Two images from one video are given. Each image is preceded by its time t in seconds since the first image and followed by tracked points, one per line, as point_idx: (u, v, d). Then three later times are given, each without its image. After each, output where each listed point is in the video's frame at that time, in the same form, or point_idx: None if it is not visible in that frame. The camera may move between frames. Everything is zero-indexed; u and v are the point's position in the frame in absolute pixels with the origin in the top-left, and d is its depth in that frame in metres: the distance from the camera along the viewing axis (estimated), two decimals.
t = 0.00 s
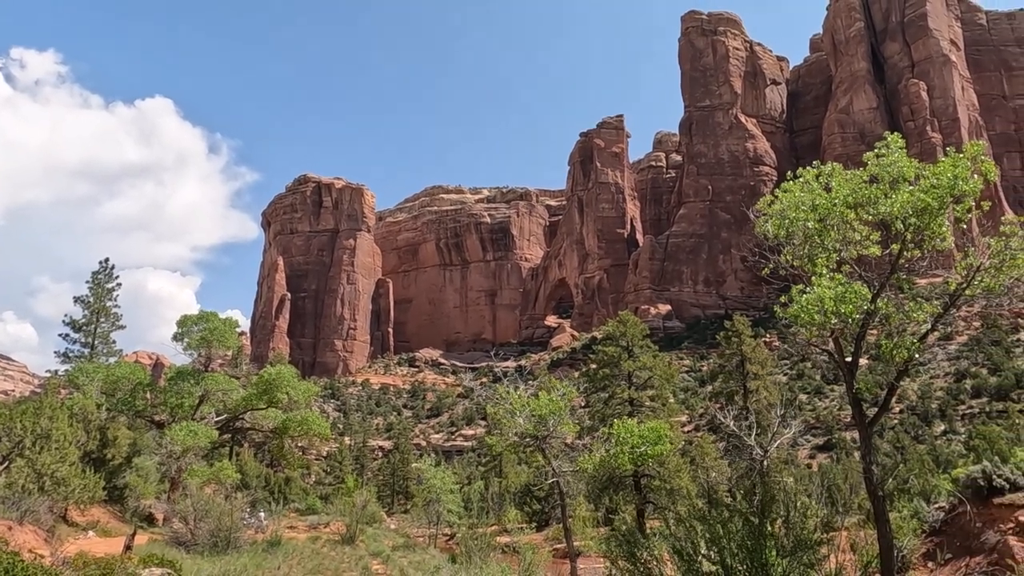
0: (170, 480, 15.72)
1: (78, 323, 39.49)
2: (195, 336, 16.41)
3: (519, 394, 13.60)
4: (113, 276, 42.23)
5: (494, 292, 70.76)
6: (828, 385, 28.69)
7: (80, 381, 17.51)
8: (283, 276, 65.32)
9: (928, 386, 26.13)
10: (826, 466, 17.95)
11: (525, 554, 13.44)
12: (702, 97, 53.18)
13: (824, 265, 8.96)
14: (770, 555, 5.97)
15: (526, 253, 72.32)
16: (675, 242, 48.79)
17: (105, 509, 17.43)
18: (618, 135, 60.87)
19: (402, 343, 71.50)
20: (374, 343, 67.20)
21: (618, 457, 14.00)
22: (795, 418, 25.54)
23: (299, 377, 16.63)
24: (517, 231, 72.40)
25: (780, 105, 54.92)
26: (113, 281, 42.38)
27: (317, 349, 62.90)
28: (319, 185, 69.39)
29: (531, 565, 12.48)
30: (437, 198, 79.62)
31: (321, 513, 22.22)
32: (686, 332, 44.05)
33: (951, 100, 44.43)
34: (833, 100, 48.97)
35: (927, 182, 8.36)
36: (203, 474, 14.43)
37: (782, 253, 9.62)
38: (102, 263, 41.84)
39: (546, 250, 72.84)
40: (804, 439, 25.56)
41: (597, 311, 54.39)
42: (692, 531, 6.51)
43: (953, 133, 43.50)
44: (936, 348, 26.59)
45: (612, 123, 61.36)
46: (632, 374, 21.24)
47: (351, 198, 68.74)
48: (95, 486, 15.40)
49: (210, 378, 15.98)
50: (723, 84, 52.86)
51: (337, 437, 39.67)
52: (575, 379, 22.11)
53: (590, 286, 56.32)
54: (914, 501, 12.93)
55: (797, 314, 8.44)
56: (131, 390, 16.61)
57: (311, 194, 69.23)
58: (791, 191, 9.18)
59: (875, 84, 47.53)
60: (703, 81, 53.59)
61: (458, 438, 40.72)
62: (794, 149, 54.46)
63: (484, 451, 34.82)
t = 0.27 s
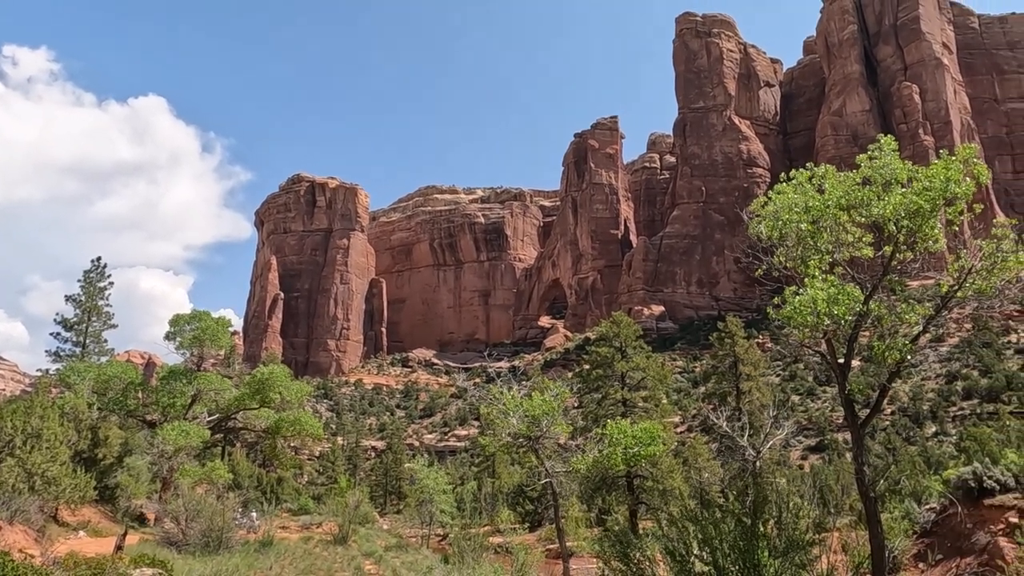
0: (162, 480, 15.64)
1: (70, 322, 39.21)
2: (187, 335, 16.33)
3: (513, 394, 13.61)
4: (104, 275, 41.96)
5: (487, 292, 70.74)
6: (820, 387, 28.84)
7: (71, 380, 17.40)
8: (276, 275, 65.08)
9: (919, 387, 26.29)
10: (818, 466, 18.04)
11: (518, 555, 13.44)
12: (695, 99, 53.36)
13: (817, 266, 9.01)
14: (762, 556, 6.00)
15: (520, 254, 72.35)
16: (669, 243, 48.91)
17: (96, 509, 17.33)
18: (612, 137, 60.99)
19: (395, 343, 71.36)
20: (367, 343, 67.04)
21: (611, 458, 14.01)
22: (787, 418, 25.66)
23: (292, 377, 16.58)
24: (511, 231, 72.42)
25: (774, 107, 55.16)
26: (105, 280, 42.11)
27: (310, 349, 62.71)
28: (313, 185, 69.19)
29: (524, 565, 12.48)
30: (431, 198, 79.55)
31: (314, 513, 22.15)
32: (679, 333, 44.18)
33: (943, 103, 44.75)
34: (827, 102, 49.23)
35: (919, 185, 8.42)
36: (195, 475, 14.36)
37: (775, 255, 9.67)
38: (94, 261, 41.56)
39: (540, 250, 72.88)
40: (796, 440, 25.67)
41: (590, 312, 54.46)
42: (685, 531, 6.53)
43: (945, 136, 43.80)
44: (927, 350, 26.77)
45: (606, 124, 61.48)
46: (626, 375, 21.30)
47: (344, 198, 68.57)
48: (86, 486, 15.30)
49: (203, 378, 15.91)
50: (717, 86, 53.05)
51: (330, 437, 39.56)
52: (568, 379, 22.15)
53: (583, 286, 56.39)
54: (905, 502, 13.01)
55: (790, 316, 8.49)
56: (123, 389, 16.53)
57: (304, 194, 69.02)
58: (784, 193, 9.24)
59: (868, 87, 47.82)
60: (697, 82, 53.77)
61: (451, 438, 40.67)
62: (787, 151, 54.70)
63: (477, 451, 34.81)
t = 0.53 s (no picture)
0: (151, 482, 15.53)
1: (59, 323, 38.88)
2: (178, 335, 16.24)
3: (504, 395, 13.60)
4: (94, 275, 41.65)
5: (479, 293, 70.71)
6: (811, 388, 29.01)
7: (60, 380, 17.28)
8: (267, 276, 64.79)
9: (909, 389, 26.48)
10: (809, 468, 18.13)
11: (510, 556, 13.45)
12: (688, 101, 53.58)
13: (807, 269, 9.07)
14: (752, 557, 6.03)
15: (513, 255, 72.39)
16: (661, 245, 49.07)
17: (85, 510, 17.22)
18: (605, 138, 61.13)
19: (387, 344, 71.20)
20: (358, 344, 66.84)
21: (603, 459, 14.03)
22: (778, 420, 25.77)
23: (283, 378, 16.52)
24: (503, 232, 72.43)
25: (766, 109, 55.46)
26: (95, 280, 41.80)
27: (301, 349, 62.49)
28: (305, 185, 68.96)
29: (514, 567, 12.44)
30: (424, 199, 79.45)
31: (305, 514, 22.04)
32: (671, 335, 44.34)
33: (934, 106, 45.13)
34: (818, 105, 49.54)
35: (909, 188, 8.49)
36: (185, 476, 14.27)
37: (766, 257, 9.72)
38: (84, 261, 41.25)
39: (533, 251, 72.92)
40: (787, 441, 25.78)
41: (582, 313, 54.55)
42: (676, 533, 6.56)
43: (935, 140, 44.17)
44: (917, 352, 26.97)
45: (599, 126, 61.62)
46: (618, 376, 21.35)
47: (337, 198, 68.36)
48: (75, 487, 15.19)
49: (193, 379, 15.83)
50: (709, 88, 53.29)
51: (321, 437, 39.41)
52: (560, 381, 22.15)
53: (576, 288, 56.48)
54: (895, 503, 13.08)
55: (781, 318, 8.54)
56: (112, 390, 16.42)
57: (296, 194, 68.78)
58: (776, 196, 9.29)
59: (859, 90, 48.18)
60: (689, 85, 53.98)
61: (443, 439, 40.61)
62: (779, 154, 55.00)
63: (469, 453, 34.78)
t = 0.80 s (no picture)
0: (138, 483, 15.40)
1: (46, 323, 38.48)
2: (166, 336, 16.12)
3: (495, 397, 13.61)
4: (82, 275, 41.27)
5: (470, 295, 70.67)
6: (800, 391, 29.24)
7: (46, 381, 17.12)
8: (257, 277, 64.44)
9: (897, 392, 26.72)
10: (798, 470, 18.24)
11: (500, 558, 13.46)
12: (679, 104, 53.83)
13: (796, 272, 9.14)
14: (741, 559, 6.06)
15: (503, 257, 72.41)
16: (652, 247, 49.24)
17: (71, 512, 17.06)
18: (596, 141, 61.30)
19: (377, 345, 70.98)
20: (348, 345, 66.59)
21: (593, 461, 14.06)
22: (767, 422, 25.93)
23: (272, 379, 16.45)
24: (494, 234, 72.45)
25: (756, 113, 55.84)
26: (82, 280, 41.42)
27: (291, 351, 62.19)
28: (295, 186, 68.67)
29: (504, 569, 12.42)
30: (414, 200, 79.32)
31: (293, 516, 21.94)
32: (661, 337, 44.51)
33: (922, 111, 45.60)
34: (808, 109, 49.92)
35: (897, 192, 8.58)
36: (173, 478, 14.16)
37: (756, 260, 9.80)
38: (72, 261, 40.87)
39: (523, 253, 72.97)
40: (776, 444, 25.94)
41: (573, 315, 54.64)
42: (664, 534, 6.58)
43: (923, 144, 44.64)
44: (905, 355, 27.23)
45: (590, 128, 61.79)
46: (607, 378, 21.41)
47: (327, 199, 68.11)
48: (61, 489, 15.04)
49: (182, 380, 15.73)
50: (700, 91, 53.58)
51: (311, 439, 39.20)
52: (551, 383, 22.19)
53: (566, 290, 56.58)
54: (883, 505, 13.19)
55: (770, 321, 8.61)
56: (100, 391, 16.28)
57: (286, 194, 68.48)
58: (765, 199, 9.37)
59: (848, 94, 48.61)
60: (680, 87, 54.24)
61: (432, 441, 40.52)
62: (769, 157, 55.38)
63: (459, 455, 34.74)
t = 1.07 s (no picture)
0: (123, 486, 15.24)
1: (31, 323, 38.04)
2: (152, 337, 15.99)
3: (483, 399, 13.61)
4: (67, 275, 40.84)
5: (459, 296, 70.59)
6: (787, 394, 29.49)
7: (30, 383, 16.91)
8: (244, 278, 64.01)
9: (883, 395, 27.02)
10: (785, 472, 18.38)
11: (488, 560, 13.44)
12: (668, 107, 54.12)
13: (782, 276, 9.23)
14: (726, 562, 6.11)
15: (493, 259, 72.43)
16: (640, 250, 49.43)
17: (54, 515, 16.85)
18: (585, 143, 61.47)
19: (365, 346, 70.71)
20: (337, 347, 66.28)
21: (581, 463, 14.09)
22: (754, 425, 26.11)
23: (260, 380, 16.36)
24: (484, 236, 72.44)
25: (744, 117, 56.27)
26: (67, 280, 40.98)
27: (279, 352, 61.83)
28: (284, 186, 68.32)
29: (492, 572, 12.38)
30: (404, 201, 79.17)
31: (280, 519, 21.81)
32: (650, 339, 44.69)
33: (908, 116, 46.15)
34: (796, 113, 50.36)
35: (882, 198, 8.70)
36: (159, 480, 14.02)
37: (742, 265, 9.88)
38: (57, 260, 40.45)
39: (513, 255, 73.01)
40: (763, 446, 26.13)
41: (562, 317, 54.73)
42: (651, 537, 6.62)
43: (909, 149, 45.17)
44: (890, 358, 27.55)
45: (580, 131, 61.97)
46: (596, 380, 21.47)
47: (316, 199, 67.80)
48: (44, 491, 14.85)
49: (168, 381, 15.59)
50: (689, 95, 53.91)
51: (298, 440, 38.96)
52: (539, 385, 22.24)
53: (555, 292, 56.68)
54: (868, 507, 13.31)
55: (756, 324, 8.68)
56: (84, 393, 16.11)
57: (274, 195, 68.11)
58: (752, 204, 9.45)
59: (836, 98, 49.09)
60: (669, 91, 54.53)
61: (421, 443, 40.42)
62: (757, 161, 55.80)
63: (447, 457, 34.69)
